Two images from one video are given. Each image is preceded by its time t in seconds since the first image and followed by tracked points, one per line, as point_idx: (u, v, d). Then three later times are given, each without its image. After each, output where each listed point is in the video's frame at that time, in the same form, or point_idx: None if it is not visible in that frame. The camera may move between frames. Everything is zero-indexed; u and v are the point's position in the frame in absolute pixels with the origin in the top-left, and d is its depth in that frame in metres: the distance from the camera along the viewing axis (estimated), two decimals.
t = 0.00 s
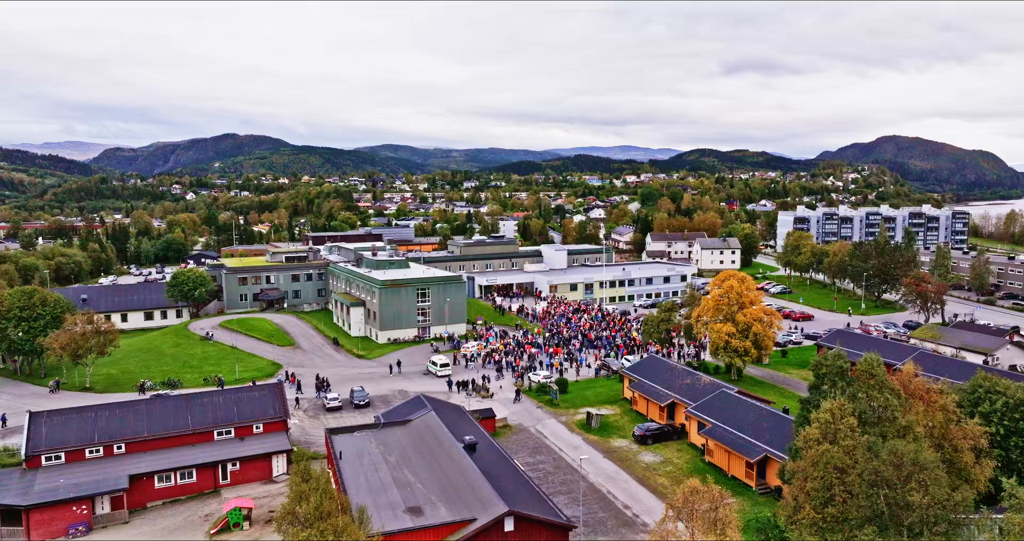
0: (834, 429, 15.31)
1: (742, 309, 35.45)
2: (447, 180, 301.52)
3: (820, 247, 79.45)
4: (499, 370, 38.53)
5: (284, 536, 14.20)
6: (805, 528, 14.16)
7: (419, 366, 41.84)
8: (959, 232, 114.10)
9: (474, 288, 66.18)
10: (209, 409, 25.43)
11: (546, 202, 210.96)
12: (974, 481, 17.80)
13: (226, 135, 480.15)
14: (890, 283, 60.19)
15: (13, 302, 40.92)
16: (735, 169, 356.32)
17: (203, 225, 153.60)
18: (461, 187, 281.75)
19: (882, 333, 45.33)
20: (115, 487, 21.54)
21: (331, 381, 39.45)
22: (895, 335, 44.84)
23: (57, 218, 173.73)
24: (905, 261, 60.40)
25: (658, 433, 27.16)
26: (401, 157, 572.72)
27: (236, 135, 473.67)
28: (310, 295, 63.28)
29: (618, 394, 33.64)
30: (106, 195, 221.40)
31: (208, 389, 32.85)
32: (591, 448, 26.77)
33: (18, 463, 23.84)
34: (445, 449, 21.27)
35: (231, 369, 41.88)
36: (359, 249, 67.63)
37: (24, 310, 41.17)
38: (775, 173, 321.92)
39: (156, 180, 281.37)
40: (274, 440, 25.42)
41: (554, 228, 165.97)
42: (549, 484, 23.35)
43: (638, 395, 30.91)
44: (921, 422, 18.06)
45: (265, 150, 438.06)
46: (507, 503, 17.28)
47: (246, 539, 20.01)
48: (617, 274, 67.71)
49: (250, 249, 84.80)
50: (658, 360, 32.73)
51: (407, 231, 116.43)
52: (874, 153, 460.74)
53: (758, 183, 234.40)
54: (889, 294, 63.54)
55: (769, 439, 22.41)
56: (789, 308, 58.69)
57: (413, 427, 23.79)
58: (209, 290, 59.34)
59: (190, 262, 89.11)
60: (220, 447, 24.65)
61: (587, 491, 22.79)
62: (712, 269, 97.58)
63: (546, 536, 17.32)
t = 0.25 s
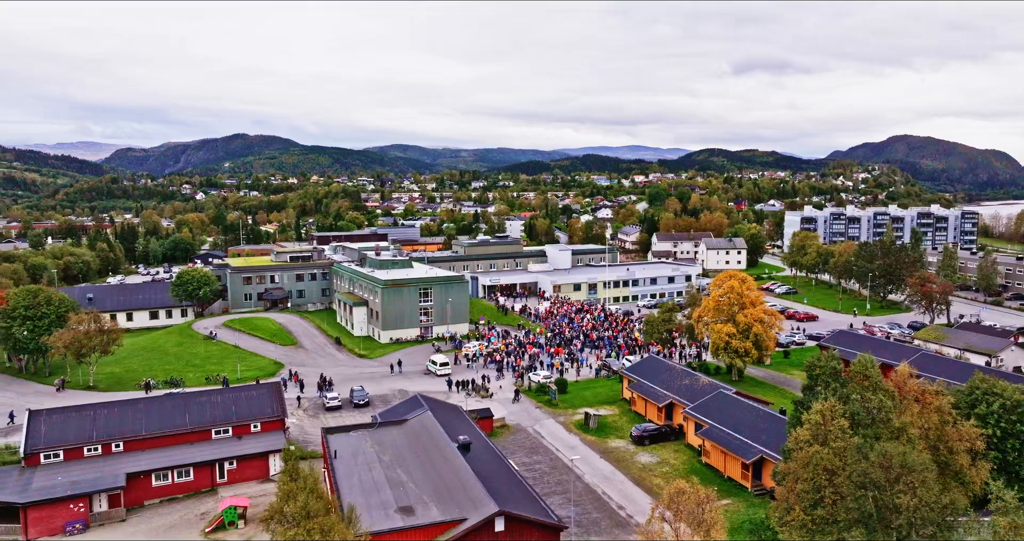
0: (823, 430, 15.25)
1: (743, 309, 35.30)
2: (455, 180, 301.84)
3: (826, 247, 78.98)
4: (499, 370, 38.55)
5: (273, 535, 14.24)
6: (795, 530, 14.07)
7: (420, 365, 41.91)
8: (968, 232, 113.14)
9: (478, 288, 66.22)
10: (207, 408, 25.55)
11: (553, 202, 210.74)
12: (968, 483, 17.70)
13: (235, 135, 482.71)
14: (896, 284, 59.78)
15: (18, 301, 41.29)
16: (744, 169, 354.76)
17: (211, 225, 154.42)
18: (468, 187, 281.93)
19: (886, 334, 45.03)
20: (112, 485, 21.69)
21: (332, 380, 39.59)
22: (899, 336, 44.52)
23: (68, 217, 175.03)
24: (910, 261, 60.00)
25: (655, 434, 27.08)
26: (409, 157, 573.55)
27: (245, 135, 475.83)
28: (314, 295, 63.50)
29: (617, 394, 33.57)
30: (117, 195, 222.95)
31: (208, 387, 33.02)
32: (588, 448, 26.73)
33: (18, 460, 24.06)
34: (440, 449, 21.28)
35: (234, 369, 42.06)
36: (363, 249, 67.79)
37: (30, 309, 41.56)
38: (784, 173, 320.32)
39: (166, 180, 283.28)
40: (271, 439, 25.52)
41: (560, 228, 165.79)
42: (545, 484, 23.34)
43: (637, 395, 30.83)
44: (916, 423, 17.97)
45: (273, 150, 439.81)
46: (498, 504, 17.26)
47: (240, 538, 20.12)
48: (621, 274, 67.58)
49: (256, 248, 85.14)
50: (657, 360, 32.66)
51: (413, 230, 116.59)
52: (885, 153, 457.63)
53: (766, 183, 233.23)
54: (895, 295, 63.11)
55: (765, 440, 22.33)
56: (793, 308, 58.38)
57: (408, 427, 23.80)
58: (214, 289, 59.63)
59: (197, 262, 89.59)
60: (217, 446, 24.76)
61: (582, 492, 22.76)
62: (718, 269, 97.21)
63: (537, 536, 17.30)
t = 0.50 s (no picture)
0: (814, 432, 15.20)
1: (743, 310, 35.16)
2: (461, 180, 302.10)
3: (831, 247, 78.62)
4: (499, 370, 38.57)
5: (262, 534, 14.27)
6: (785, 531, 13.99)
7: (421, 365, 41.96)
8: (975, 233, 112.38)
9: (480, 288, 66.25)
10: (204, 407, 25.66)
11: (559, 202, 210.58)
12: (963, 485, 17.57)
13: (243, 136, 484.72)
14: (900, 284, 59.46)
15: (22, 300, 41.63)
16: (751, 168, 353.49)
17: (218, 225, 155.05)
18: (474, 187, 282.09)
19: (889, 335, 44.78)
20: (109, 484, 21.82)
21: (332, 380, 39.70)
22: (902, 337, 44.26)
23: (77, 217, 176.12)
24: (915, 262, 59.67)
25: (653, 435, 27.02)
26: (416, 157, 574.35)
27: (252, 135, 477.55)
28: (317, 295, 63.69)
29: (616, 395, 33.51)
30: (126, 195, 224.22)
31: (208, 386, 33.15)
32: (585, 448, 26.68)
33: (18, 459, 24.23)
34: (434, 449, 21.28)
35: (235, 368, 42.24)
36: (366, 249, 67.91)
37: (33, 308, 41.90)
38: (792, 173, 318.98)
39: (174, 180, 284.72)
40: (269, 438, 25.60)
41: (566, 228, 165.60)
42: (540, 485, 23.32)
43: (635, 396, 30.78)
44: (911, 425, 17.88)
45: (281, 150, 441.21)
46: (490, 504, 17.26)
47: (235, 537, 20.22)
48: (624, 274, 67.49)
49: (260, 248, 85.41)
50: (656, 360, 32.60)
51: (418, 230, 116.73)
52: (893, 153, 455.00)
53: (773, 183, 232.31)
54: (899, 296, 62.76)
55: (761, 441, 22.24)
56: (796, 309, 58.13)
57: (404, 427, 23.81)
58: (217, 289, 59.87)
59: (203, 262, 90.03)
60: (215, 445, 24.85)
61: (578, 492, 22.72)
62: (723, 269, 96.91)
63: (529, 536, 17.27)
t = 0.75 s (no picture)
0: (805, 434, 15.14)
1: (743, 310, 35.03)
2: (467, 180, 302.36)
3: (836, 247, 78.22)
4: (498, 370, 38.57)
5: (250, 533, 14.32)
6: (773, 532, 13.94)
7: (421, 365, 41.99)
8: (982, 233, 111.61)
9: (483, 288, 66.27)
10: (202, 406, 25.75)
11: (564, 202, 210.41)
12: (957, 487, 17.45)
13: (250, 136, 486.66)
14: (904, 285, 59.17)
15: (25, 300, 41.92)
16: (759, 168, 352.19)
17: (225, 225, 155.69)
18: (480, 187, 282.13)
19: (892, 336, 44.54)
20: (105, 483, 21.94)
21: (333, 379, 39.76)
22: (904, 337, 44.05)
23: (85, 217, 177.17)
24: (919, 263, 59.37)
25: (649, 435, 26.96)
26: (422, 157, 575.01)
27: (259, 135, 479.22)
28: (320, 294, 63.84)
29: (615, 395, 33.46)
30: (134, 195, 225.40)
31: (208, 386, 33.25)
32: (581, 449, 26.65)
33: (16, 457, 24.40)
34: (428, 449, 21.30)
35: (236, 368, 42.39)
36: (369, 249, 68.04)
37: (36, 307, 42.19)
38: (799, 173, 317.65)
39: (182, 180, 286.12)
40: (265, 437, 25.66)
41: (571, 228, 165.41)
42: (535, 485, 23.28)
43: (633, 396, 30.73)
44: (905, 427, 17.81)
45: (287, 150, 442.48)
46: (480, 504, 17.25)
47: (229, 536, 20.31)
48: (627, 274, 67.38)
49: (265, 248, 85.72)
50: (655, 361, 32.52)
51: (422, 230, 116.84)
52: (901, 153, 452.39)
53: (780, 183, 231.35)
54: (903, 296, 62.42)
55: (757, 443, 22.16)
56: (799, 310, 57.89)
57: (400, 427, 23.83)
58: (220, 289, 60.09)
59: (208, 261, 90.35)
60: (212, 444, 24.94)
61: (572, 493, 22.70)
62: (727, 269, 96.61)
63: (520, 536, 17.25)
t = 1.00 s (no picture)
0: (796, 435, 15.07)
1: (742, 311, 34.92)
2: (473, 181, 302.60)
3: (839, 248, 77.90)
4: (497, 370, 38.55)
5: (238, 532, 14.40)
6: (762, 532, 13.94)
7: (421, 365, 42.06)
8: (989, 233, 110.91)
9: (485, 288, 66.30)
10: (199, 406, 25.83)
11: (570, 202, 210.30)
12: (951, 488, 17.39)
13: (258, 136, 488.62)
14: (908, 286, 58.87)
15: (28, 299, 42.19)
16: (765, 168, 350.88)
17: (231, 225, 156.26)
18: (486, 187, 282.30)
19: (894, 337, 44.33)
20: (101, 482, 22.04)
21: (332, 379, 39.87)
22: (906, 338, 43.82)
23: (93, 217, 178.14)
24: (922, 263, 59.11)
25: (646, 436, 26.89)
26: (428, 157, 575.49)
27: (266, 135, 480.76)
28: (323, 294, 64.00)
29: (613, 396, 33.43)
30: (142, 195, 226.46)
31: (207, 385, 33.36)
32: (578, 450, 26.61)
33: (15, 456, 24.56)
34: (422, 449, 21.32)
35: (236, 367, 42.53)
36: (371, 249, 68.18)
37: (39, 307, 42.45)
38: (806, 173, 316.37)
39: (189, 180, 287.46)
40: (262, 436, 25.71)
41: (576, 228, 165.26)
42: (529, 486, 23.27)
43: (630, 397, 30.69)
44: (897, 429, 17.75)
45: (294, 150, 443.75)
46: (471, 503, 17.27)
47: (223, 535, 20.43)
48: (629, 274, 67.32)
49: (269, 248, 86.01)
50: (653, 361, 32.46)
51: (427, 230, 117.01)
52: (909, 153, 449.97)
53: (787, 183, 230.48)
54: (906, 297, 62.11)
55: (751, 444, 22.10)
56: (801, 310, 57.68)
57: (396, 426, 23.84)
58: (223, 288, 60.31)
59: (212, 260, 90.76)
60: (208, 443, 25.02)
61: (566, 493, 22.67)
62: (731, 269, 96.35)
63: (511, 536, 17.24)
